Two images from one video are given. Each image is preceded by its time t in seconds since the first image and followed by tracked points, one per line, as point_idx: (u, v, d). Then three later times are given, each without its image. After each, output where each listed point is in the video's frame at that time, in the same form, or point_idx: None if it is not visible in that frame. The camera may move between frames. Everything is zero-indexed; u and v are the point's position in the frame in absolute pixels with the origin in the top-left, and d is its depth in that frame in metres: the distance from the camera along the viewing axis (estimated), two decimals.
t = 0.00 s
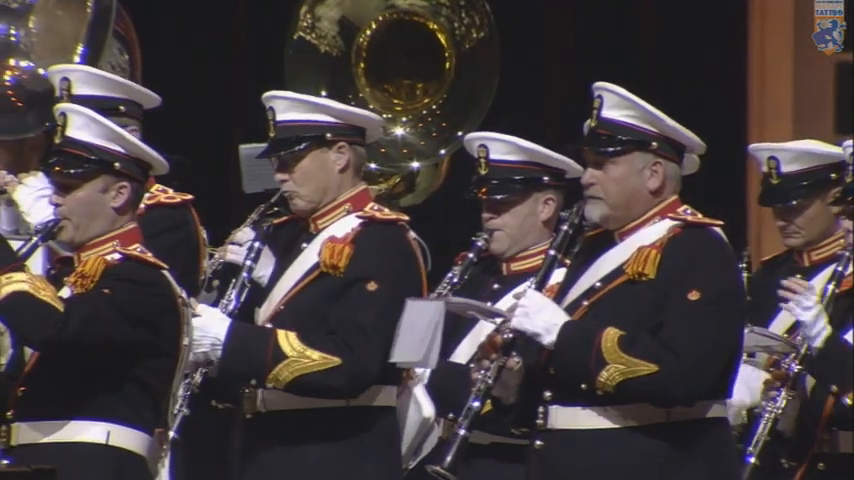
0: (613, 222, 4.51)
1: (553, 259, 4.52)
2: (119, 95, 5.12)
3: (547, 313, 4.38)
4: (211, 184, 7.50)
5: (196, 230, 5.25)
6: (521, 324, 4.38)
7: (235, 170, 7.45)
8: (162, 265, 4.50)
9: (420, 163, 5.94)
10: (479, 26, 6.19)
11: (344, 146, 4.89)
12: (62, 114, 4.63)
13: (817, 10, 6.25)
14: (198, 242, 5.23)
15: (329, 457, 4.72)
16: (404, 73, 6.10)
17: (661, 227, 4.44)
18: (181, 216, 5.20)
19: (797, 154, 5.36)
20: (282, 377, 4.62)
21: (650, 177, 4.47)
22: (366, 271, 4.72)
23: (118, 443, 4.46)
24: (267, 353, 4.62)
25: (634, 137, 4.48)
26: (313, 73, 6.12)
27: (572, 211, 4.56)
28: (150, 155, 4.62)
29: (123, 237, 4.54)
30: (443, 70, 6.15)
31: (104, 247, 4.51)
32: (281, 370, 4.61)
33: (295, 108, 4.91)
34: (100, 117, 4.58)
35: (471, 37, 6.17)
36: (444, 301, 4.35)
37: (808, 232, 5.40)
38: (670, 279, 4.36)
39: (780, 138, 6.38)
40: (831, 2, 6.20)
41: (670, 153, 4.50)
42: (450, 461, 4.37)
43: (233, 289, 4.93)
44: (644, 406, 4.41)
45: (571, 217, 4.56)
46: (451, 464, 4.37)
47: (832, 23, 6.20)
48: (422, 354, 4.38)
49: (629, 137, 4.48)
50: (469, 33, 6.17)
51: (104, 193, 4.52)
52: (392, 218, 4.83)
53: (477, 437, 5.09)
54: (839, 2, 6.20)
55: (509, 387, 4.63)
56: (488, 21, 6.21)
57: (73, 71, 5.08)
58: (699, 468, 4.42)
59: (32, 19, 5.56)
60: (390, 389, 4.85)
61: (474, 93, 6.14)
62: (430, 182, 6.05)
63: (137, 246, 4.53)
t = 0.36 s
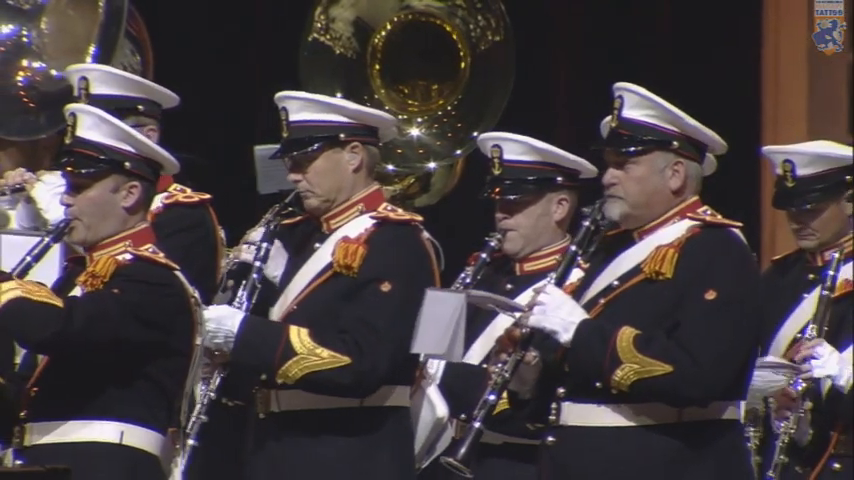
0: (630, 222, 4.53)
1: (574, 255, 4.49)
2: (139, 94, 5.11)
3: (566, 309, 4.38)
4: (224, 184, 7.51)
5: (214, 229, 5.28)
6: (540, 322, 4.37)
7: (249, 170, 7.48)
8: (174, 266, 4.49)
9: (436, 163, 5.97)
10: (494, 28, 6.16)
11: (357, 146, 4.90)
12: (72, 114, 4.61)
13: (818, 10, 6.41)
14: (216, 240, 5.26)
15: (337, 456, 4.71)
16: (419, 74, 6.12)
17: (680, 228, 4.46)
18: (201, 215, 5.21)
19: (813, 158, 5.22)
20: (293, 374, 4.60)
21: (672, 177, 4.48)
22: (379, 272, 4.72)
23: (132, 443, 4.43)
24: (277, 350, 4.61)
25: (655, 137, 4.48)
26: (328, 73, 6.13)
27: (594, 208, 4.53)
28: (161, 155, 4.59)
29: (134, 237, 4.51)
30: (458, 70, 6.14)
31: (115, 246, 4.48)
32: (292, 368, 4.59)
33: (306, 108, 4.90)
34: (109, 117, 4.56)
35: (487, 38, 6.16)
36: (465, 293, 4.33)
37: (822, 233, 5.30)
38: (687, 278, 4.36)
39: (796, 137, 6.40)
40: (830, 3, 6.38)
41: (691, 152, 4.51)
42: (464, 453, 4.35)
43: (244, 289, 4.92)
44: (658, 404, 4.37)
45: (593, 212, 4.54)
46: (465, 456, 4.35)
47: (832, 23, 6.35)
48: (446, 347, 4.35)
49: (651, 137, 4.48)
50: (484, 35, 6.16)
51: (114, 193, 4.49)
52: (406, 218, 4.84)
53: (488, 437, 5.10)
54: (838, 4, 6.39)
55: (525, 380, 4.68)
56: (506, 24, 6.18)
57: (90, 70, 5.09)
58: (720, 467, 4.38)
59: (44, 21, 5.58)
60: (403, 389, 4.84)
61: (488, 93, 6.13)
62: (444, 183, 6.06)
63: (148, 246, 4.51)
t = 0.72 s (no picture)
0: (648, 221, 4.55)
1: (590, 255, 4.56)
2: (158, 94, 5.17)
3: (583, 309, 4.39)
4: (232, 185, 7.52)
5: (233, 229, 5.30)
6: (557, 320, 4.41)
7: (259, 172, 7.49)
8: (186, 267, 4.43)
9: (445, 164, 5.99)
10: (506, 26, 6.15)
11: (364, 146, 4.88)
12: (82, 114, 4.58)
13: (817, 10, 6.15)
14: (235, 239, 5.29)
15: (353, 457, 4.70)
16: (429, 74, 6.16)
17: (695, 227, 4.46)
18: (219, 215, 5.22)
19: (829, 159, 5.19)
20: (307, 380, 4.56)
21: (687, 176, 4.48)
22: (389, 273, 4.69)
23: (144, 447, 4.37)
24: (291, 359, 4.55)
25: (671, 135, 4.49)
26: (338, 72, 6.17)
27: (611, 205, 4.59)
28: (171, 154, 4.56)
29: (144, 238, 4.48)
30: (469, 70, 6.15)
31: (125, 247, 4.44)
32: (306, 373, 4.55)
33: (312, 110, 4.89)
34: (119, 117, 4.52)
35: (497, 37, 6.16)
36: (482, 292, 4.44)
37: (836, 232, 5.32)
38: (702, 278, 4.36)
39: (807, 137, 6.27)
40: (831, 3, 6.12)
41: (707, 151, 4.52)
42: (484, 454, 4.47)
43: (249, 284, 4.87)
44: (676, 404, 4.38)
45: (610, 212, 4.59)
46: (486, 457, 4.47)
47: (832, 23, 6.10)
48: (464, 347, 4.43)
49: (666, 136, 4.49)
50: (495, 34, 6.16)
51: (124, 192, 4.45)
52: (414, 218, 4.81)
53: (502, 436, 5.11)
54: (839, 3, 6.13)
55: (544, 380, 4.74)
56: (516, 22, 6.16)
57: (108, 70, 5.15)
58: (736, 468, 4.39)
59: (52, 21, 5.61)
60: (414, 390, 4.85)
61: (499, 92, 6.12)
62: (455, 184, 6.09)
63: (158, 246, 4.48)
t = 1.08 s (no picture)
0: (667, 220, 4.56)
1: (611, 255, 4.59)
2: (178, 94, 5.18)
3: (604, 307, 4.40)
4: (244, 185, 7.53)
5: (256, 228, 5.29)
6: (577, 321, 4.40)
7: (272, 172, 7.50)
8: (205, 267, 4.40)
9: (460, 164, 5.99)
10: (520, 26, 6.17)
11: (375, 146, 4.87)
12: (100, 114, 4.57)
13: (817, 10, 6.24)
14: (258, 239, 5.28)
15: (372, 457, 4.71)
16: (446, 74, 6.11)
17: (715, 226, 4.48)
18: (242, 215, 5.22)
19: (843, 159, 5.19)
20: (311, 365, 4.56)
21: (708, 176, 4.51)
22: (400, 271, 4.69)
23: (163, 449, 4.35)
24: (296, 343, 4.58)
25: (692, 135, 4.52)
26: (352, 74, 6.13)
27: (632, 206, 4.57)
28: (189, 154, 4.54)
29: (162, 238, 4.45)
30: (485, 71, 6.14)
31: (144, 247, 4.42)
32: (311, 358, 4.55)
33: (325, 111, 4.88)
34: (137, 117, 4.51)
35: (513, 38, 6.16)
36: (502, 291, 4.53)
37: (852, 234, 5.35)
38: (721, 278, 4.38)
39: (820, 137, 6.20)
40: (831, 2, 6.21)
41: (727, 151, 4.54)
42: (501, 453, 4.51)
43: (270, 292, 4.94)
44: (695, 404, 4.43)
45: (630, 213, 4.59)
46: (503, 456, 4.51)
47: (832, 22, 6.20)
48: (482, 346, 4.55)
49: (686, 136, 4.52)
50: (510, 34, 6.16)
51: (143, 192, 4.44)
52: (426, 218, 4.80)
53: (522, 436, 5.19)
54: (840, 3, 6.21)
55: (563, 378, 4.81)
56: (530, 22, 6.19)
57: (130, 71, 5.17)
58: (754, 469, 4.43)
59: (66, 21, 5.62)
60: (417, 390, 4.80)
61: (515, 92, 6.12)
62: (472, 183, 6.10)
63: (176, 247, 4.46)
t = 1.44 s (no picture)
0: (687, 220, 4.56)
1: (630, 257, 4.58)
2: (198, 94, 5.21)
3: (621, 308, 4.40)
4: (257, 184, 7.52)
5: (275, 229, 5.30)
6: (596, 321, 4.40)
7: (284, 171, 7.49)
8: (224, 266, 4.39)
9: (476, 165, 5.96)
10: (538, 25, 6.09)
11: (391, 145, 4.86)
12: (118, 114, 4.57)
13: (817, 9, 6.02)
14: (276, 239, 5.29)
15: (392, 457, 4.72)
16: (463, 74, 6.11)
17: (734, 226, 4.48)
18: (260, 216, 5.23)
19: None
20: (323, 363, 4.55)
21: (728, 175, 4.51)
22: (414, 271, 4.69)
23: (181, 449, 4.35)
24: (307, 341, 4.57)
25: (712, 135, 4.52)
26: (370, 73, 6.15)
27: (651, 206, 4.60)
28: (206, 153, 4.54)
29: (182, 238, 4.46)
30: (502, 71, 6.09)
31: (163, 246, 4.43)
32: (322, 357, 4.54)
33: (339, 110, 4.88)
34: (155, 117, 4.52)
35: (530, 37, 6.10)
36: (522, 291, 4.53)
37: None
38: (740, 278, 4.38)
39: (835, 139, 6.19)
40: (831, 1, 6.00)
41: (747, 151, 4.54)
42: (520, 452, 4.52)
43: (288, 293, 4.93)
44: (715, 404, 4.43)
45: (650, 213, 4.61)
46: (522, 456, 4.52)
47: (832, 23, 5.99)
48: (503, 343, 4.56)
49: (706, 136, 4.52)
50: (529, 34, 6.10)
51: (161, 192, 4.44)
52: (441, 217, 4.79)
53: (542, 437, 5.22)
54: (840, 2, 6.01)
55: (582, 378, 4.83)
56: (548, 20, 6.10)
57: (150, 69, 5.19)
58: (773, 469, 4.43)
59: (83, 22, 5.61)
60: (427, 389, 4.79)
61: (532, 92, 6.06)
62: (490, 182, 6.09)
63: (196, 246, 4.47)
